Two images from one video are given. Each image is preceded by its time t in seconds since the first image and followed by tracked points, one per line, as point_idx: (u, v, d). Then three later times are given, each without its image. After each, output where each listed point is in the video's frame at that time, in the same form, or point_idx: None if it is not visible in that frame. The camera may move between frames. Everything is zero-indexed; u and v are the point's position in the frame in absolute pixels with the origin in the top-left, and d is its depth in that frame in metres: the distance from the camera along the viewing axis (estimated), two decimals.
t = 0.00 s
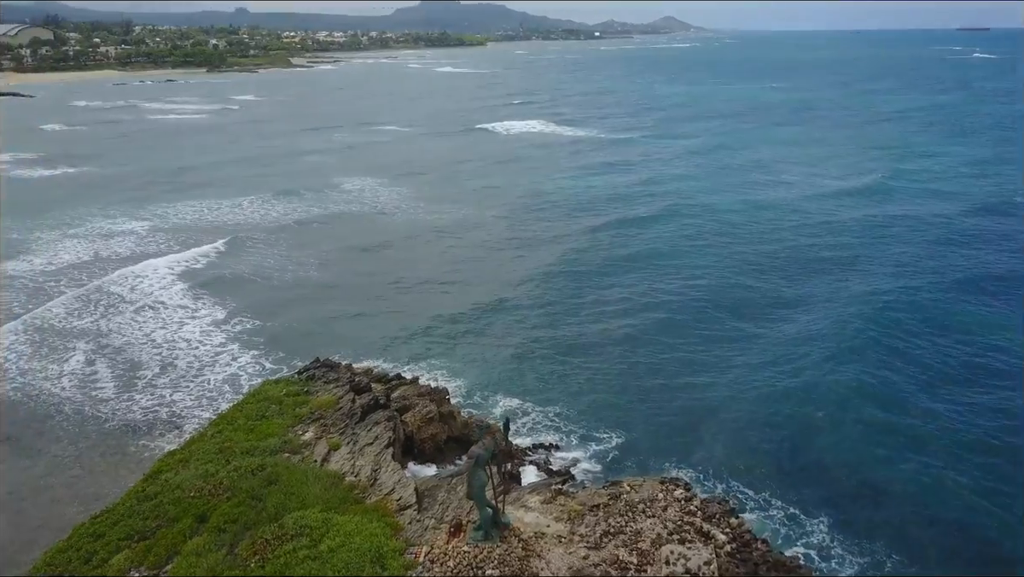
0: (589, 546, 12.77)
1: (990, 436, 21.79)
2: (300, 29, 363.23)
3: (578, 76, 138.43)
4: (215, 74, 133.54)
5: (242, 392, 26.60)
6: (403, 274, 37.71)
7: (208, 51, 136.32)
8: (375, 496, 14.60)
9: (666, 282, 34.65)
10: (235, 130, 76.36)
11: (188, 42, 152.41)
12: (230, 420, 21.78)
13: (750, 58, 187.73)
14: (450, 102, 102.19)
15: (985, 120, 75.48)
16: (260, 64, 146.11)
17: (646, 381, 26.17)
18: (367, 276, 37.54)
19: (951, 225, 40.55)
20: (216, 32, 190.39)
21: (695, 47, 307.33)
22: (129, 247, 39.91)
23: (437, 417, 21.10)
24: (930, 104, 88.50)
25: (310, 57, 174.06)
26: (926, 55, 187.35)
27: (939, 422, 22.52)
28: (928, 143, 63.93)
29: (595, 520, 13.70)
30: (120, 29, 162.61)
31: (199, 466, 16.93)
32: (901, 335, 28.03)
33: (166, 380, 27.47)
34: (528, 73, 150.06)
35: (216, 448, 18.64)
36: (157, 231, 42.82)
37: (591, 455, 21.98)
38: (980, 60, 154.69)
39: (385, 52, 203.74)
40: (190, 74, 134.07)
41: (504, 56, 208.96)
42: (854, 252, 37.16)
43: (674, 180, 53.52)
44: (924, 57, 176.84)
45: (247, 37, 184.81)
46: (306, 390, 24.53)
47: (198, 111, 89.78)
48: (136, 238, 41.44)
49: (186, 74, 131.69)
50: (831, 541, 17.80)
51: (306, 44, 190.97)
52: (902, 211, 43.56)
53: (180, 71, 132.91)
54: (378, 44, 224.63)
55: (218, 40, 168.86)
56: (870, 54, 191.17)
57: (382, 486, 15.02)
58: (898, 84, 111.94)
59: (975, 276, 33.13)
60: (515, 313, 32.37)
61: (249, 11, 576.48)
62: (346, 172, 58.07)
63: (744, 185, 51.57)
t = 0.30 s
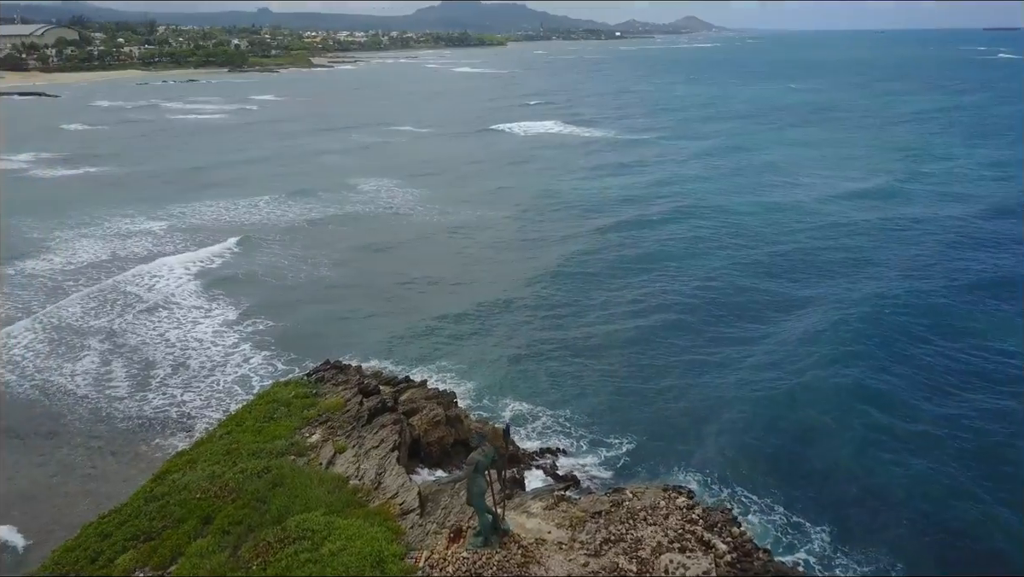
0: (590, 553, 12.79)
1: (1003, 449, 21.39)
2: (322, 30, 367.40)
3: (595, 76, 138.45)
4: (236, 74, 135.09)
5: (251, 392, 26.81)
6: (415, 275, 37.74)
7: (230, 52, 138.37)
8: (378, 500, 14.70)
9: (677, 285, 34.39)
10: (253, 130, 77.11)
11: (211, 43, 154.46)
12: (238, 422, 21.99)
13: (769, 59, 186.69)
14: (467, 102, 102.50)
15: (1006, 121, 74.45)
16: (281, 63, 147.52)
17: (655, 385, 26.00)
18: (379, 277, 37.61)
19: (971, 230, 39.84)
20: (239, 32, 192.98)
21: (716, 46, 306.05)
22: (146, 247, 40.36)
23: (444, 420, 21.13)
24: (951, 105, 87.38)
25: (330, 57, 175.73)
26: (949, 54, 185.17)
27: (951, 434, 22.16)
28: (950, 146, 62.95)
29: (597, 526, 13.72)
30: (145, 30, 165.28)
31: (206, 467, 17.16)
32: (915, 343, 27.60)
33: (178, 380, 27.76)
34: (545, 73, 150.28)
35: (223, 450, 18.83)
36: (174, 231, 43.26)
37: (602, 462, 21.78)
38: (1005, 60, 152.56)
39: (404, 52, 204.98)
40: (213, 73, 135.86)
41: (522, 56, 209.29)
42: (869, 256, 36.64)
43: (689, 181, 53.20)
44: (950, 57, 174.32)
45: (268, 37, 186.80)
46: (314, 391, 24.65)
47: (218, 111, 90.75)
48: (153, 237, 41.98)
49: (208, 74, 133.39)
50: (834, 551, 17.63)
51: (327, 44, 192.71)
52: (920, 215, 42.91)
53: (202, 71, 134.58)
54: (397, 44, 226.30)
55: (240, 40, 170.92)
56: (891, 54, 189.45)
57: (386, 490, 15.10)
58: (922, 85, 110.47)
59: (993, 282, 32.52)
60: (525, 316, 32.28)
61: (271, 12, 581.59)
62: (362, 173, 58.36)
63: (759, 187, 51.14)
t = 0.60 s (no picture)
0: (590, 560, 12.85)
1: (1017, 459, 21.05)
2: (348, 29, 368.40)
3: (613, 76, 138.19)
4: (257, 73, 136.44)
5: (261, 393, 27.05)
6: (428, 276, 37.73)
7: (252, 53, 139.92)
8: (382, 503, 14.85)
9: (691, 288, 34.09)
10: (271, 130, 77.84)
11: (233, 44, 156.33)
12: (247, 424, 22.21)
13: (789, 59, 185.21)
14: (483, 102, 102.78)
15: None
16: (302, 64, 148.75)
17: (665, 390, 25.80)
18: (391, 278, 37.71)
19: (990, 234, 39.22)
20: (260, 32, 195.17)
21: (738, 44, 303.30)
22: (163, 247, 40.81)
23: (451, 424, 21.19)
24: (974, 106, 86.05)
25: (349, 57, 177.07)
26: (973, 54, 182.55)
27: (964, 444, 21.80)
28: (973, 148, 61.92)
29: (598, 533, 13.76)
30: (170, 31, 167.67)
31: (213, 468, 17.35)
32: (931, 351, 27.13)
33: (190, 380, 28.08)
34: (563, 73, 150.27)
35: (231, 451, 19.05)
36: (191, 231, 43.70)
37: (612, 468, 21.59)
38: None
39: (423, 52, 206.13)
40: (234, 72, 137.36)
41: (541, 56, 209.30)
42: (886, 260, 36.14)
43: (705, 183, 52.83)
44: (977, 57, 171.58)
45: (290, 36, 188.59)
46: (323, 392, 24.82)
47: (238, 111, 91.63)
48: (170, 236, 42.51)
49: (229, 74, 134.91)
50: (839, 560, 17.45)
51: (347, 44, 194.13)
52: (940, 219, 42.25)
53: (224, 70, 136.20)
54: (416, 44, 227.47)
55: (262, 41, 172.64)
56: (914, 54, 187.27)
57: (389, 494, 15.20)
58: (945, 86, 109.02)
59: (1014, 289, 31.90)
60: (536, 318, 32.25)
61: (290, 12, 587.06)
62: (378, 174, 58.62)
63: (775, 189, 50.76)
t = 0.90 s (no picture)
0: (591, 568, 12.90)
1: None
2: (368, 28, 370.63)
3: (631, 76, 137.74)
4: (277, 73, 137.69)
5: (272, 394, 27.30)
6: (441, 277, 37.82)
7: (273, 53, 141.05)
8: (385, 506, 14.98)
9: (704, 291, 33.86)
10: (289, 130, 78.44)
11: (256, 43, 157.62)
12: (256, 425, 22.43)
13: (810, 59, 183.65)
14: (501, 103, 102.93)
15: None
16: (323, 63, 149.65)
17: (675, 393, 25.67)
18: (404, 278, 37.86)
19: (1010, 238, 38.68)
20: (283, 32, 196.98)
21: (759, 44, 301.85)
22: (179, 247, 41.25)
23: (458, 427, 21.25)
24: (998, 108, 84.76)
25: (370, 56, 178.21)
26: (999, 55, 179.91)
27: (975, 451, 21.59)
28: (996, 151, 60.98)
29: (600, 540, 13.80)
30: (194, 32, 169.59)
31: (221, 470, 17.59)
32: (945, 356, 26.84)
33: (203, 380, 28.40)
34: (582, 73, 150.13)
35: (238, 453, 19.26)
36: (208, 231, 44.13)
37: (624, 472, 21.54)
38: None
39: (442, 52, 206.81)
40: (256, 73, 138.71)
41: (560, 56, 209.00)
42: (902, 263, 35.76)
43: (721, 185, 52.45)
44: (1004, 57, 169.11)
45: (311, 36, 190.06)
46: (333, 394, 24.99)
47: (257, 111, 92.44)
48: (188, 236, 43.00)
49: (251, 74, 136.13)
50: (845, 568, 17.35)
51: (368, 44, 195.24)
52: (959, 223, 41.65)
53: (246, 71, 137.50)
54: (436, 44, 228.51)
55: (284, 40, 174.15)
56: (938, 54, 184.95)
57: (393, 497, 15.30)
58: (969, 87, 107.53)
59: None
60: (547, 319, 32.26)
61: (310, 13, 591.87)
62: (395, 174, 58.88)
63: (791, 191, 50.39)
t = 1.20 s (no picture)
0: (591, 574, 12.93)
1: None
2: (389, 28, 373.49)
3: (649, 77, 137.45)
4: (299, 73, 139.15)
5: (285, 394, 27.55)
6: (454, 277, 37.95)
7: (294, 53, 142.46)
8: (389, 509, 15.11)
9: (717, 294, 33.68)
10: (308, 130, 79.19)
11: (278, 44, 159.25)
12: (265, 426, 22.63)
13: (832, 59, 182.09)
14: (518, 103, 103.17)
15: None
16: (343, 63, 150.84)
17: (686, 396, 25.56)
18: (417, 278, 38.02)
19: None
20: (306, 32, 199.07)
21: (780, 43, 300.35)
22: (197, 247, 41.72)
23: (466, 430, 21.30)
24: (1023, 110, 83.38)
25: (391, 56, 179.51)
26: None
27: (989, 457, 21.31)
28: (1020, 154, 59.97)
29: (602, 547, 13.82)
30: (218, 32, 171.44)
31: (229, 471, 17.80)
32: (961, 362, 26.49)
33: (217, 379, 28.70)
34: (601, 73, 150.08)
35: (247, 455, 19.46)
36: (227, 231, 44.64)
37: (636, 477, 21.44)
38: None
39: (462, 52, 207.67)
40: (277, 73, 140.23)
41: (580, 55, 208.49)
42: (919, 266, 35.33)
43: (738, 187, 52.03)
44: None
45: (333, 36, 191.80)
46: (343, 396, 25.16)
47: (277, 111, 93.41)
48: (207, 236, 43.55)
49: (272, 74, 137.57)
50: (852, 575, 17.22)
51: (388, 44, 196.52)
52: (980, 226, 41.07)
53: (268, 70, 138.99)
54: (456, 44, 229.64)
55: (306, 40, 175.56)
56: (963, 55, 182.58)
57: (398, 501, 15.41)
58: (994, 89, 105.96)
59: None
60: (559, 320, 32.25)
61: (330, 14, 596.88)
62: (411, 175, 59.18)
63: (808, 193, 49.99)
